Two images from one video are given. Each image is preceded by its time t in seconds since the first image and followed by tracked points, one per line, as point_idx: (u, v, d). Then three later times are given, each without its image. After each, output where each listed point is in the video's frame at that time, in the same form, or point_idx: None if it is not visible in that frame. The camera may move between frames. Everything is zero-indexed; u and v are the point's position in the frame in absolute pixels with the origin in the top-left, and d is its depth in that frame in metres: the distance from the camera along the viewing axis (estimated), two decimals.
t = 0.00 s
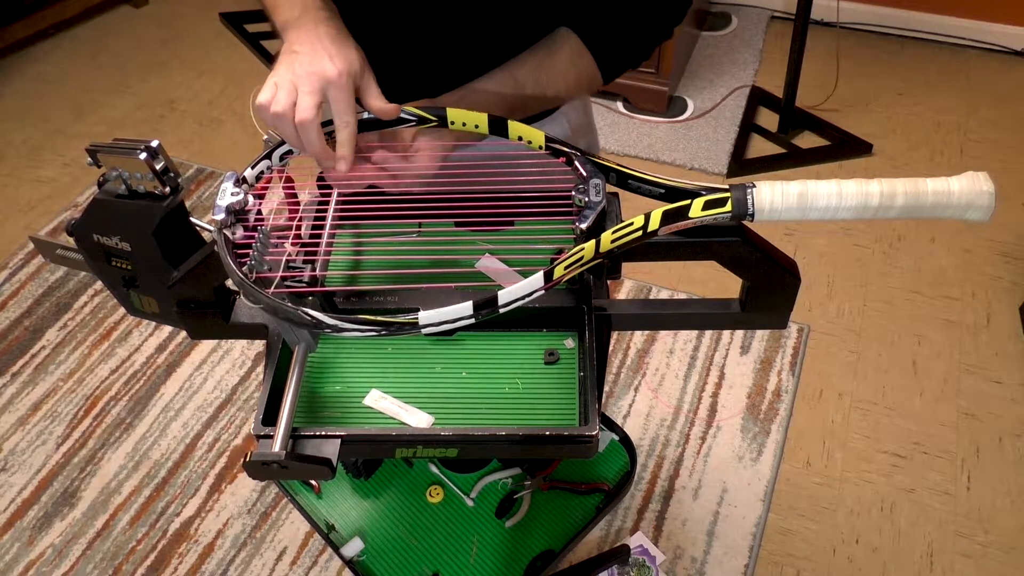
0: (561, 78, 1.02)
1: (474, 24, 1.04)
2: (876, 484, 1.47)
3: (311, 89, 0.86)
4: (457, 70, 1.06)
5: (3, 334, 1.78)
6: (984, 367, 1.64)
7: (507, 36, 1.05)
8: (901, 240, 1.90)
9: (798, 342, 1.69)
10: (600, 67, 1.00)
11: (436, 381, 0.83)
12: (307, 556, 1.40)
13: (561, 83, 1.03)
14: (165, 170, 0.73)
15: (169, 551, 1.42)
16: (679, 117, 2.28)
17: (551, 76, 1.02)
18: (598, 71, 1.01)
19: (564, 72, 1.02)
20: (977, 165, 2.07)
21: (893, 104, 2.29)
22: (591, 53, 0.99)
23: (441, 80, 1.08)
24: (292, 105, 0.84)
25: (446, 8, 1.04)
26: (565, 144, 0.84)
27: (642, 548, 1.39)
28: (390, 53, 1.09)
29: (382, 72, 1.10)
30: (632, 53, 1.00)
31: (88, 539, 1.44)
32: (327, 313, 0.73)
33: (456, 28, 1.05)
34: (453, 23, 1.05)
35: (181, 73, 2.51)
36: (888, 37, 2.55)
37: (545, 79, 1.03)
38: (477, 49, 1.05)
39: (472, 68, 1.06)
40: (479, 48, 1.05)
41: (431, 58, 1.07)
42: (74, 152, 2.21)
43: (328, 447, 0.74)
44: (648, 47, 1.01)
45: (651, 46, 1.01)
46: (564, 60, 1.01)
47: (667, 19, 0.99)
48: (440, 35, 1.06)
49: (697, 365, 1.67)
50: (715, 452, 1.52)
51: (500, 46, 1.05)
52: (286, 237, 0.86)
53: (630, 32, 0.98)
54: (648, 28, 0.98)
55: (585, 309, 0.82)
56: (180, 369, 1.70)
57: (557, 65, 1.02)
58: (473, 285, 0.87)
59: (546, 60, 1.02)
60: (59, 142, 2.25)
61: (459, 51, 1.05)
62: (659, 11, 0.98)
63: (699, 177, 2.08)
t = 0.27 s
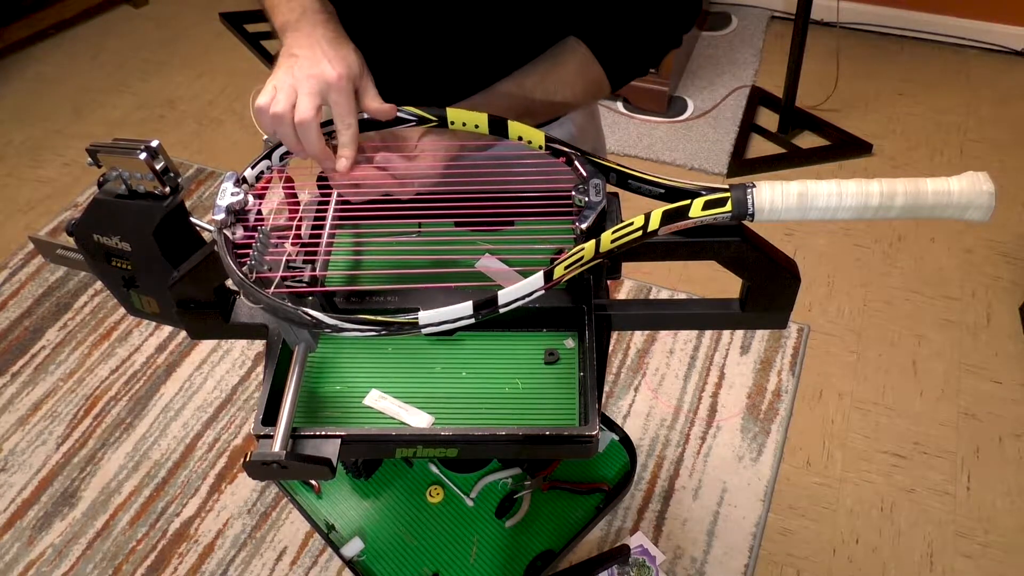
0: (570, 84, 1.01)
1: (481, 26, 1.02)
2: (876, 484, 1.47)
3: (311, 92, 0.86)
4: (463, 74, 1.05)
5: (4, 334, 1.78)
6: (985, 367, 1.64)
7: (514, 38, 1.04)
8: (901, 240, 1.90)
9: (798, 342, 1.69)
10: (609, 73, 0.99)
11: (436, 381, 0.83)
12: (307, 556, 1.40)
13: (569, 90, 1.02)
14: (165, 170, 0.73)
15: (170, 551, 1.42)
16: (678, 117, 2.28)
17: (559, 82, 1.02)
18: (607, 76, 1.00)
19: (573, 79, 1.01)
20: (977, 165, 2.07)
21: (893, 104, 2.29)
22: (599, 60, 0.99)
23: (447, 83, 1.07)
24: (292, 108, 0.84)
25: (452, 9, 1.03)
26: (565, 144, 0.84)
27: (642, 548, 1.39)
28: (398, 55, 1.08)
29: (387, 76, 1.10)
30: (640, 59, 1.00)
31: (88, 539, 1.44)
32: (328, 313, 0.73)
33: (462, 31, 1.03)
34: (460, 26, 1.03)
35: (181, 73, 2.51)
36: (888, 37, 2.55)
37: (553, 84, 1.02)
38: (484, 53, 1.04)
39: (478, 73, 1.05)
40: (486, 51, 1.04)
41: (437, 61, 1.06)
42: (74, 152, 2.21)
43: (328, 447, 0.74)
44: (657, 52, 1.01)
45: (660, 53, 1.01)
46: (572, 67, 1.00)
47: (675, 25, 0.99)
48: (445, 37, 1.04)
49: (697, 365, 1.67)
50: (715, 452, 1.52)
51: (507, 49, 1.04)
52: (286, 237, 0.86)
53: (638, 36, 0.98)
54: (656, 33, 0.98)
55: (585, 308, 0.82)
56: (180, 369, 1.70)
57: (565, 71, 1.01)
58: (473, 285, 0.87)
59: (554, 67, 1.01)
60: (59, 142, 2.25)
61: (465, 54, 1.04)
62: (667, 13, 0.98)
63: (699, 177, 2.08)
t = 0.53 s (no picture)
0: (570, 91, 1.01)
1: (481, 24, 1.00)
2: (876, 484, 1.47)
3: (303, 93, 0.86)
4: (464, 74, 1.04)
5: (4, 334, 1.78)
6: (984, 367, 1.64)
7: (504, 41, 1.01)
8: (901, 240, 1.90)
9: (798, 342, 1.69)
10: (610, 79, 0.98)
11: (435, 381, 0.83)
12: (307, 556, 1.40)
13: (570, 96, 1.01)
14: (165, 170, 0.73)
15: (170, 551, 1.42)
16: (678, 117, 2.28)
17: (560, 88, 1.01)
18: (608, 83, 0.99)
19: (573, 86, 1.00)
20: (977, 165, 2.07)
21: (893, 104, 2.29)
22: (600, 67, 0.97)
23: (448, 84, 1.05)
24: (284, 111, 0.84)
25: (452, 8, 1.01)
26: (565, 144, 0.84)
27: (642, 548, 1.38)
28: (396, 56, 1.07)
29: (390, 79, 1.09)
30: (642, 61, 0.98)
31: (88, 539, 1.44)
32: (328, 313, 0.73)
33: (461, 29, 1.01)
34: (459, 28, 1.01)
35: (181, 73, 2.51)
36: (888, 38, 2.55)
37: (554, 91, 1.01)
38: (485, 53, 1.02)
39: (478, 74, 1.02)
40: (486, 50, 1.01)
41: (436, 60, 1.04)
42: (74, 152, 2.21)
43: (328, 447, 0.74)
44: (659, 51, 0.98)
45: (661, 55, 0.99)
46: (571, 75, 1.00)
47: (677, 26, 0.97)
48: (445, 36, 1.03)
49: (697, 365, 1.67)
50: (715, 452, 1.52)
51: (507, 49, 1.02)
52: (286, 237, 0.86)
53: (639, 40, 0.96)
54: (656, 35, 0.96)
55: (584, 308, 0.82)
56: (180, 369, 1.70)
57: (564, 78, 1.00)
58: (473, 285, 0.86)
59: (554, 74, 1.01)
60: (59, 142, 2.25)
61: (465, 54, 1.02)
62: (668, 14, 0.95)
63: (699, 177, 2.08)
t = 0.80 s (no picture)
0: (567, 91, 1.00)
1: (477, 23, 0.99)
2: (876, 484, 1.47)
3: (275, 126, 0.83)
4: (460, 72, 1.02)
5: (4, 334, 1.78)
6: (984, 367, 1.64)
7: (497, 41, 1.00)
8: (901, 240, 1.90)
9: (798, 342, 1.69)
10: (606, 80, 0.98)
11: (436, 381, 0.83)
12: (307, 555, 1.40)
13: (567, 96, 1.01)
14: (165, 170, 0.73)
15: (169, 551, 1.42)
16: (678, 117, 2.28)
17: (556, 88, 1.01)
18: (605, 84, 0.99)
19: (570, 85, 1.00)
20: (977, 165, 2.07)
21: (893, 104, 2.29)
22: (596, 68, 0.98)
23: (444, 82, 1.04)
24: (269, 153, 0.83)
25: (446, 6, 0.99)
26: (565, 144, 0.84)
27: (642, 548, 1.38)
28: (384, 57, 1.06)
29: (382, 80, 1.08)
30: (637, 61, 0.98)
31: (88, 539, 1.44)
32: (328, 313, 0.73)
33: (456, 28, 1.00)
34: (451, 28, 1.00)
35: (181, 73, 2.51)
36: (887, 38, 2.55)
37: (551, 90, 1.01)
38: (481, 51, 1.01)
39: (476, 72, 1.02)
40: (482, 48, 1.01)
41: (430, 59, 1.02)
42: (74, 152, 2.21)
43: (328, 447, 0.74)
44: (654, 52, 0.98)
45: (657, 56, 0.99)
46: (568, 74, 1.00)
47: (673, 24, 0.97)
48: (439, 35, 1.01)
49: (697, 365, 1.67)
50: (715, 452, 1.52)
51: (501, 49, 1.01)
52: (286, 237, 0.86)
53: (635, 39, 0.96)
54: (652, 34, 0.96)
55: (585, 308, 0.82)
56: (180, 369, 1.70)
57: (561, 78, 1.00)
58: (473, 285, 0.86)
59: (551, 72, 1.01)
60: (59, 142, 2.25)
61: (460, 53, 1.01)
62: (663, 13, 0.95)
63: (699, 177, 2.08)
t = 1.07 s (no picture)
0: (564, 89, 1.01)
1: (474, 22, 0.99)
2: (876, 484, 1.47)
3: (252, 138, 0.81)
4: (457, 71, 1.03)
5: (4, 334, 1.78)
6: (984, 367, 1.64)
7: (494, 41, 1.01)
8: (901, 240, 1.90)
9: (798, 342, 1.69)
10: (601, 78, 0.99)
11: (436, 381, 0.83)
12: (307, 555, 1.40)
13: (564, 94, 1.01)
14: (165, 170, 0.73)
15: (169, 551, 1.42)
16: (678, 117, 2.28)
17: (554, 87, 1.01)
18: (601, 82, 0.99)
19: (566, 83, 1.00)
20: (977, 165, 2.07)
21: (893, 104, 2.29)
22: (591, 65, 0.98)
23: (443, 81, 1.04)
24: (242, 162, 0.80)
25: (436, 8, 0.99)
26: (565, 144, 0.84)
27: (642, 548, 1.38)
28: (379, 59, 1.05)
29: (378, 81, 1.07)
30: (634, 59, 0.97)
31: (88, 539, 1.44)
32: (328, 313, 0.73)
33: (453, 27, 1.00)
34: (446, 30, 1.00)
35: (181, 73, 2.51)
36: (888, 37, 2.55)
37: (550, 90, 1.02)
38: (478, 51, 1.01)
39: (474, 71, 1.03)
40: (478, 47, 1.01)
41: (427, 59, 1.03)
42: (74, 152, 2.21)
43: (328, 447, 0.74)
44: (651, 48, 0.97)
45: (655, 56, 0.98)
46: (564, 73, 1.00)
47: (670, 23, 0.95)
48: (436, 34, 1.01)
49: (697, 365, 1.67)
50: (716, 452, 1.52)
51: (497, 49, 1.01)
52: (286, 237, 0.86)
53: (631, 37, 0.95)
54: (651, 33, 0.95)
55: (585, 308, 0.82)
56: (180, 369, 1.70)
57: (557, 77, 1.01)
58: (473, 285, 0.86)
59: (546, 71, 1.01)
60: (59, 142, 2.25)
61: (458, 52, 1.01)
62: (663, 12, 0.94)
63: (699, 177, 2.08)
